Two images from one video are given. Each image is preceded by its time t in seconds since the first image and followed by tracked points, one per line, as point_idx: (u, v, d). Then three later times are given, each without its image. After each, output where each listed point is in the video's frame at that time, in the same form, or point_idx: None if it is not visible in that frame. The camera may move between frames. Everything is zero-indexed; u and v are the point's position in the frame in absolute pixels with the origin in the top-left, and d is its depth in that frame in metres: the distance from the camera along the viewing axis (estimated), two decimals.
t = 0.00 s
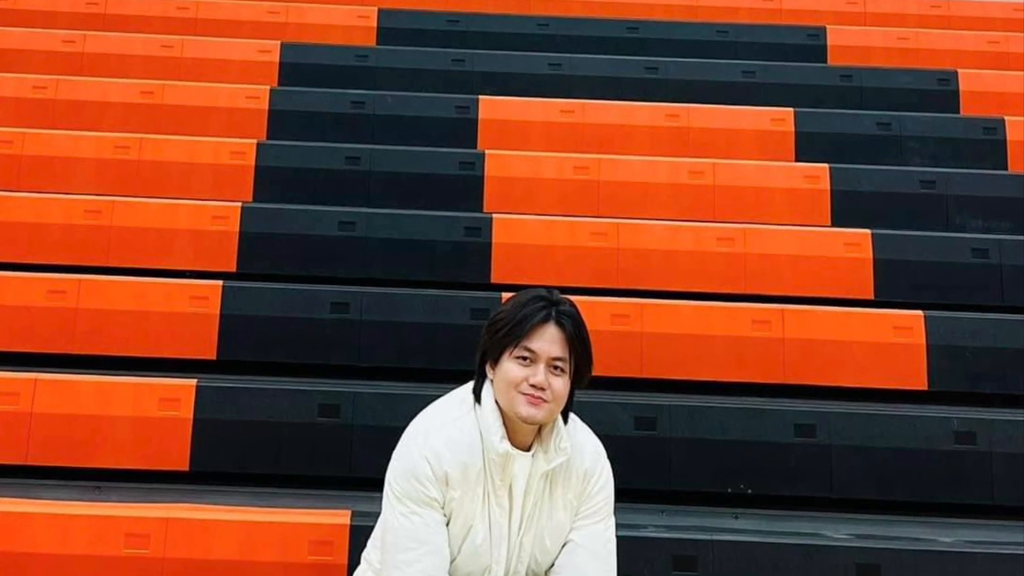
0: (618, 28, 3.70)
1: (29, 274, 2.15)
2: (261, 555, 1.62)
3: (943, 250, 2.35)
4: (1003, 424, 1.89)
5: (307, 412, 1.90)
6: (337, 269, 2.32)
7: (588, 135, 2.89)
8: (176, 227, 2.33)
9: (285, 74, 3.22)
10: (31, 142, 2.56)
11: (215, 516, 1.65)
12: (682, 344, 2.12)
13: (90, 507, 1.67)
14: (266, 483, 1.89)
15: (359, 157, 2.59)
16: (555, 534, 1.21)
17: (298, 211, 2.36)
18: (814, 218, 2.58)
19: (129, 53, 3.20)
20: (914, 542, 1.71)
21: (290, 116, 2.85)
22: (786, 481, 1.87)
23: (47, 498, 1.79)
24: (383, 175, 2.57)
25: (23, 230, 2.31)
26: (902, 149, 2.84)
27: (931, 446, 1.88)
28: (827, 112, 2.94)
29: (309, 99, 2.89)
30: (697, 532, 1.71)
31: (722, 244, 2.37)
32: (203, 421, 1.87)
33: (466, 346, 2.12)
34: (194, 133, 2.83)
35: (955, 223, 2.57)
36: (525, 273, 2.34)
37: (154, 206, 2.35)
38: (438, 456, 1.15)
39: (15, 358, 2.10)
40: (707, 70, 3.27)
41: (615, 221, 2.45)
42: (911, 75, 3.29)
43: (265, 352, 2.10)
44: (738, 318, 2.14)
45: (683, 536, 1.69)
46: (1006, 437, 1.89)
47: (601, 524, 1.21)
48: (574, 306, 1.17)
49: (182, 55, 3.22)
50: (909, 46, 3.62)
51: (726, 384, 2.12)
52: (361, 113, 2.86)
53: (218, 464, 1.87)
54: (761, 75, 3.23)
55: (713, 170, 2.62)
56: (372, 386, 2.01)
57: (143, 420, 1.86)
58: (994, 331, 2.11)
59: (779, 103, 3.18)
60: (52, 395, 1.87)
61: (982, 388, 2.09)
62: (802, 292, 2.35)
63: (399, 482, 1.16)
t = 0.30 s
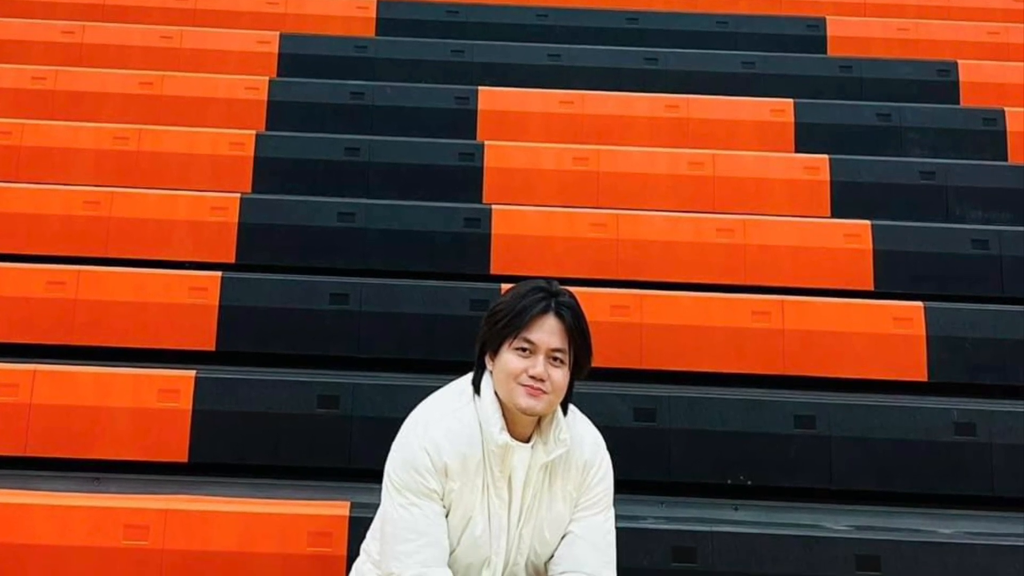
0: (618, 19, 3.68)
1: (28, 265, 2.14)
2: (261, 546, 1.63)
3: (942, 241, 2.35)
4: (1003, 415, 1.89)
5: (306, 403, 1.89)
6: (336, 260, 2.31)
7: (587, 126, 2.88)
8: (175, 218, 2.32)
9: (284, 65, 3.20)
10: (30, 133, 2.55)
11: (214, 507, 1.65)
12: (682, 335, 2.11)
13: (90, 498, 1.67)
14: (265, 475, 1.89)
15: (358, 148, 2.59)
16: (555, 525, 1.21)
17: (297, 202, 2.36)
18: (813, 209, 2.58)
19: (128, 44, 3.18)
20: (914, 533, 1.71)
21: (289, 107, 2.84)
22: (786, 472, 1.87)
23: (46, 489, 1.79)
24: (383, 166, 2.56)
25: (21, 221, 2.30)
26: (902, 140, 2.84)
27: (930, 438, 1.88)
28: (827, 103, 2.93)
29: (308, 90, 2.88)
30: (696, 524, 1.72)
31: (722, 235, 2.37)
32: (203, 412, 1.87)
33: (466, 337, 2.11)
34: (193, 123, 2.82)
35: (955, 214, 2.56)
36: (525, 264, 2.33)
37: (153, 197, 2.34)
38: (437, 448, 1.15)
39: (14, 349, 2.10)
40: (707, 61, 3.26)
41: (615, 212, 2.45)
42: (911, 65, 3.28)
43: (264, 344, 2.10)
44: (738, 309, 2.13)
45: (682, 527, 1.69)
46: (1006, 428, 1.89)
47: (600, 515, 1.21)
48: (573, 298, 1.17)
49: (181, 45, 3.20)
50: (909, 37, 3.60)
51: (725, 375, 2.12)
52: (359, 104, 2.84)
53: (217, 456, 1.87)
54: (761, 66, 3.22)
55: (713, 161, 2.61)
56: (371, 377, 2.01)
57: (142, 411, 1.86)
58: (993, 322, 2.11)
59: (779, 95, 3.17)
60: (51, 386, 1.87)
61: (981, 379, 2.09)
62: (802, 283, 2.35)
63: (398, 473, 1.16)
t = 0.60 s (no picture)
0: (618, 9, 3.66)
1: (27, 257, 2.13)
2: (260, 537, 1.62)
3: (943, 232, 2.34)
4: (1003, 407, 1.89)
5: (306, 394, 1.89)
6: (335, 252, 2.31)
7: (587, 117, 2.87)
8: (174, 209, 2.31)
9: (284, 56, 3.19)
10: (29, 124, 2.54)
11: (214, 499, 1.65)
12: (682, 327, 2.11)
13: (89, 490, 1.67)
14: (264, 466, 1.89)
15: (357, 139, 2.58)
16: (554, 517, 1.21)
17: (296, 193, 2.35)
18: (813, 200, 2.57)
19: (127, 35, 3.16)
20: (914, 524, 1.71)
21: (288, 98, 2.83)
22: (786, 464, 1.87)
23: (44, 480, 1.78)
24: (382, 157, 2.55)
25: (20, 212, 2.29)
26: (902, 131, 2.83)
27: (930, 429, 1.88)
28: (827, 94, 2.92)
29: (307, 81, 2.86)
30: (696, 515, 1.72)
31: (722, 226, 2.36)
32: (202, 403, 1.87)
33: (465, 329, 2.11)
34: (192, 114, 2.81)
35: (955, 205, 2.55)
36: (524, 255, 2.32)
37: (152, 188, 2.34)
38: (436, 439, 1.15)
39: (12, 340, 2.09)
40: (707, 52, 3.24)
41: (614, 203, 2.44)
42: (911, 56, 3.26)
43: (262, 335, 2.09)
44: (737, 300, 2.13)
45: (682, 518, 1.69)
46: (1006, 420, 1.89)
47: (600, 506, 1.21)
48: (573, 289, 1.16)
49: (180, 36, 3.19)
50: (909, 28, 3.58)
51: (725, 367, 2.11)
52: (358, 95, 2.83)
53: (216, 447, 1.86)
54: (760, 57, 3.20)
55: (713, 152, 2.60)
56: (371, 368, 2.00)
57: (141, 403, 1.86)
58: (993, 313, 2.11)
59: (779, 86, 3.16)
60: (50, 377, 1.86)
61: (981, 370, 2.08)
62: (802, 275, 2.34)
63: (398, 465, 1.16)
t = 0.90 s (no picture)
0: None
1: (25, 248, 2.13)
2: (259, 529, 1.62)
3: (942, 223, 2.34)
4: (1003, 398, 1.89)
5: (305, 386, 1.89)
6: (334, 243, 2.30)
7: (586, 108, 2.86)
8: (173, 200, 2.30)
9: (283, 47, 3.17)
10: (28, 115, 2.52)
11: (213, 490, 1.65)
12: (682, 318, 2.11)
13: (87, 481, 1.67)
14: (264, 458, 1.89)
15: (356, 130, 2.57)
16: (553, 508, 1.21)
17: (295, 184, 2.34)
18: (813, 191, 2.56)
19: (125, 25, 3.15)
20: (914, 516, 1.72)
21: (287, 89, 2.81)
22: (786, 455, 1.87)
23: (43, 472, 1.78)
24: (381, 148, 2.54)
25: (18, 203, 2.28)
26: (902, 122, 2.82)
27: (929, 421, 1.88)
28: (826, 85, 2.90)
29: (307, 72, 2.85)
30: (696, 507, 1.72)
31: (722, 217, 2.36)
32: (201, 394, 1.87)
33: (465, 320, 2.11)
34: (191, 105, 2.79)
35: (955, 195, 2.55)
36: (524, 246, 2.32)
37: (151, 179, 2.33)
38: (435, 430, 1.15)
39: (11, 331, 2.09)
40: (707, 43, 3.23)
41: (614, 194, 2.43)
42: (911, 47, 3.25)
43: (261, 326, 2.09)
44: (737, 291, 2.13)
45: (681, 510, 1.69)
46: (1006, 411, 1.89)
47: (599, 498, 1.21)
48: (572, 281, 1.16)
49: (179, 26, 3.17)
50: (909, 19, 3.57)
51: (725, 358, 2.11)
52: (356, 86, 2.82)
53: (215, 438, 1.86)
54: (760, 48, 3.19)
55: (712, 143, 2.60)
56: (370, 359, 2.00)
57: (140, 394, 1.86)
58: (993, 304, 2.10)
59: (779, 77, 3.15)
60: (48, 369, 1.86)
61: (981, 362, 2.08)
62: (802, 266, 2.34)
63: (397, 456, 1.16)
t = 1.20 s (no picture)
0: None
1: (24, 239, 2.12)
2: (258, 521, 1.62)
3: (942, 214, 2.33)
4: (1003, 390, 1.89)
5: (304, 377, 1.89)
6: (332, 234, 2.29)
7: (586, 99, 2.85)
8: (172, 191, 2.29)
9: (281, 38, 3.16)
10: (26, 106, 2.51)
11: (212, 482, 1.65)
12: (682, 309, 2.10)
13: (86, 473, 1.67)
14: (263, 449, 1.89)
15: (355, 122, 2.56)
16: (553, 499, 1.20)
17: (294, 176, 2.33)
18: (813, 182, 2.55)
19: (124, 16, 3.13)
20: (913, 508, 1.72)
21: (286, 80, 2.80)
22: (785, 447, 1.87)
23: (42, 464, 1.78)
24: (380, 139, 2.53)
25: (16, 194, 2.27)
26: (902, 113, 2.80)
27: (929, 412, 1.88)
28: (826, 76, 2.89)
29: (305, 63, 2.84)
30: (695, 499, 1.72)
31: (721, 208, 2.35)
32: (200, 386, 1.87)
33: (464, 311, 2.10)
34: (190, 96, 2.78)
35: (955, 186, 2.54)
36: (523, 237, 2.31)
37: (150, 170, 2.32)
38: (434, 422, 1.14)
39: (10, 323, 2.08)
40: (706, 34, 3.21)
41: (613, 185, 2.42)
42: (910, 38, 3.23)
43: (260, 318, 2.08)
44: (736, 283, 2.12)
45: (680, 501, 1.70)
46: (1006, 403, 1.89)
47: (599, 490, 1.21)
48: (572, 273, 1.15)
49: (177, 17, 3.15)
50: (909, 10, 3.55)
51: (724, 349, 2.11)
52: (355, 77, 2.81)
53: (214, 430, 1.86)
54: (760, 39, 3.17)
55: (712, 134, 2.59)
56: (369, 351, 2.00)
57: (139, 385, 1.85)
58: (993, 295, 2.10)
59: (779, 68, 3.14)
60: (47, 360, 1.86)
61: (981, 353, 2.08)
62: (802, 257, 2.33)
63: (396, 448, 1.16)
